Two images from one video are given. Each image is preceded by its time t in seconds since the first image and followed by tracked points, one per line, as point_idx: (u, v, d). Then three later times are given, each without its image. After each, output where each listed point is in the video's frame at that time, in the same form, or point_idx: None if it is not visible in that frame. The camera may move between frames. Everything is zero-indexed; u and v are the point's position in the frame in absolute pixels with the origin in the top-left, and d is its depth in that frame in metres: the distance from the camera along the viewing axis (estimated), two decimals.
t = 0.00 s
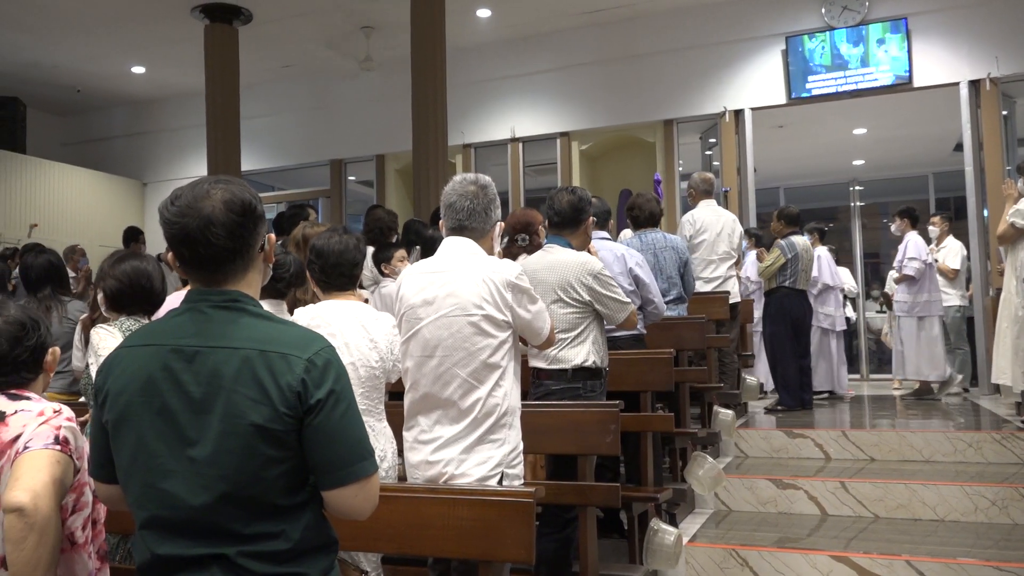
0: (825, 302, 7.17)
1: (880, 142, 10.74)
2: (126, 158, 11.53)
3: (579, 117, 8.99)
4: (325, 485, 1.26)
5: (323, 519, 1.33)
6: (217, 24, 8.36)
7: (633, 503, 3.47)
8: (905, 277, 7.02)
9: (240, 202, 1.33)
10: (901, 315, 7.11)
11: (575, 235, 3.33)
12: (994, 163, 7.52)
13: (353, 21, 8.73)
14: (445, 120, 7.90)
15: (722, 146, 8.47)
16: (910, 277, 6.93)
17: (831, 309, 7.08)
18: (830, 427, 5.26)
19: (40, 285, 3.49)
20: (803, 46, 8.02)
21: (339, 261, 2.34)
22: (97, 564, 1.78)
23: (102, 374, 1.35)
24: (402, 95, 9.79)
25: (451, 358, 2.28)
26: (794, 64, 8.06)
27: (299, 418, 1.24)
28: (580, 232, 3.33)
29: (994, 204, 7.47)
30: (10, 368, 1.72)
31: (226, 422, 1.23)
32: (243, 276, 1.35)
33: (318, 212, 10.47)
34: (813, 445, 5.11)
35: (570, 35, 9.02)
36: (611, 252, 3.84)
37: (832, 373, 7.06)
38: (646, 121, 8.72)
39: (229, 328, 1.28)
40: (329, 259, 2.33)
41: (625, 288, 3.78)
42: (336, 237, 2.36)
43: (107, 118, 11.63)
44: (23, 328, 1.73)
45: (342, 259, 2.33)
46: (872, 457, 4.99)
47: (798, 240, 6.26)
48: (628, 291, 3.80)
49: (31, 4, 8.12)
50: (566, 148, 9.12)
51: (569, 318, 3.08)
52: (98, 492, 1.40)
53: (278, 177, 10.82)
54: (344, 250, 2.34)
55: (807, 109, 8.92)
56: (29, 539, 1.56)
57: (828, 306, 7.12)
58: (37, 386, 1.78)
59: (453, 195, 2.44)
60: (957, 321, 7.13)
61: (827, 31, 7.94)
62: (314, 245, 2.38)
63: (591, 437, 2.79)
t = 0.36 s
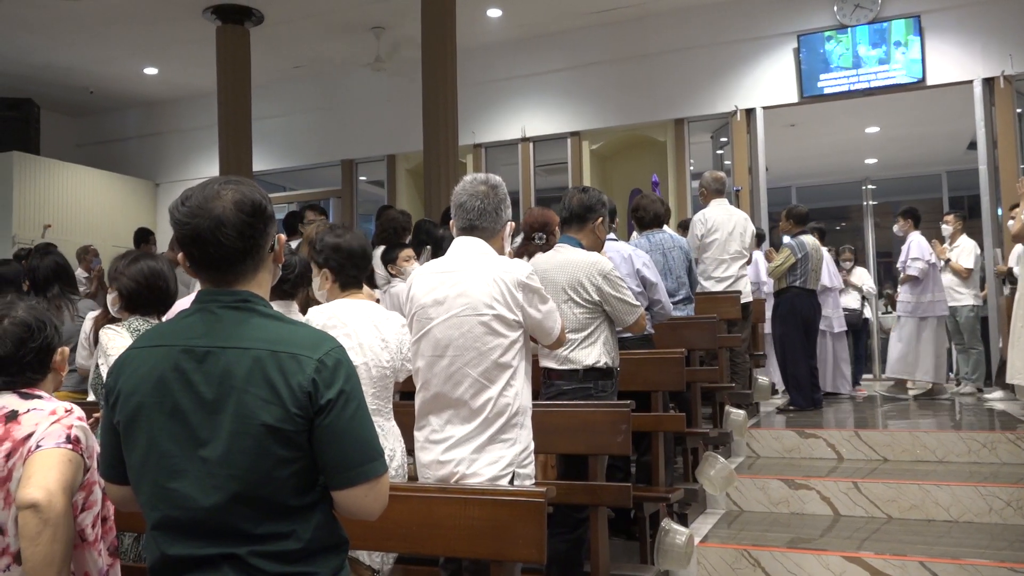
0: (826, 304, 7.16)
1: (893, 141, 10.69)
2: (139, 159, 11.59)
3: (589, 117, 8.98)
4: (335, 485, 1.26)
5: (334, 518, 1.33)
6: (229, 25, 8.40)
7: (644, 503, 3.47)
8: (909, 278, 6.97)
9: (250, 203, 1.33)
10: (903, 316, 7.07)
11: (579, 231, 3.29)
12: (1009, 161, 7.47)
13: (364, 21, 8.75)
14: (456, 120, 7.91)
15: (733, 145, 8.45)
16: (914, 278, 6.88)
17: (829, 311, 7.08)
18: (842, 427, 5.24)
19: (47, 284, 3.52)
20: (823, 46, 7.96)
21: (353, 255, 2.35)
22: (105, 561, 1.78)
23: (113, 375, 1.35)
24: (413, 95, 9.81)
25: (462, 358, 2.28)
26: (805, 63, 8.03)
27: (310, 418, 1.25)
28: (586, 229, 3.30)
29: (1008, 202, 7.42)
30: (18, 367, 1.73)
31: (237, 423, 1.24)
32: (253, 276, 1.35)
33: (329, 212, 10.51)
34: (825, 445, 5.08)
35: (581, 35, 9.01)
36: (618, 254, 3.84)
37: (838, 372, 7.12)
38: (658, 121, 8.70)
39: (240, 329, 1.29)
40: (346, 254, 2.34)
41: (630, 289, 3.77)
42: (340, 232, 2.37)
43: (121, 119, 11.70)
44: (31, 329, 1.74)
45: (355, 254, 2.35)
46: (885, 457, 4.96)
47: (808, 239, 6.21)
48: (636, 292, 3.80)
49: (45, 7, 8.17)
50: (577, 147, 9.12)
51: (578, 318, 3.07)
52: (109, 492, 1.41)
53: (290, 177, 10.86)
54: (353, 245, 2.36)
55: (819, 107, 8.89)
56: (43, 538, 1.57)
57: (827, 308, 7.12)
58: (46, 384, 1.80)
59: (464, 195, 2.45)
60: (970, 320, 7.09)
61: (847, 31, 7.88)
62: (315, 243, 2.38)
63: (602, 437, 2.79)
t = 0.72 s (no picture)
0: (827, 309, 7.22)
1: (904, 140, 10.64)
2: (150, 159, 11.64)
3: (599, 116, 8.97)
4: (345, 485, 1.27)
5: (344, 518, 1.34)
6: (240, 26, 8.43)
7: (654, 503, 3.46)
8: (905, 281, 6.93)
9: (262, 203, 1.34)
10: (901, 318, 7.02)
11: (585, 228, 3.26)
12: (1021, 160, 7.42)
13: (374, 22, 8.77)
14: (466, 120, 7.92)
15: (743, 145, 8.42)
16: (910, 280, 6.86)
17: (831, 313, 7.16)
18: (854, 427, 5.22)
19: (59, 284, 3.53)
20: (844, 44, 7.89)
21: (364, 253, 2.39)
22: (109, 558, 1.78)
23: (125, 375, 1.36)
24: (423, 96, 9.82)
25: (472, 358, 2.28)
26: (816, 62, 7.99)
27: (320, 418, 1.25)
28: (592, 226, 3.26)
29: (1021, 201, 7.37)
30: (24, 363, 1.75)
31: (248, 422, 1.24)
32: (264, 277, 1.36)
33: (340, 212, 10.54)
34: (837, 445, 5.06)
35: (590, 34, 9.01)
36: (625, 253, 3.81)
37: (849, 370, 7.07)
38: (668, 120, 8.69)
39: (252, 328, 1.29)
40: (360, 253, 2.37)
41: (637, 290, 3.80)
42: (345, 231, 2.40)
43: (132, 120, 11.76)
44: (37, 327, 1.77)
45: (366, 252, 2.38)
46: (897, 458, 4.93)
47: (821, 239, 6.20)
48: (644, 293, 3.81)
49: (57, 9, 8.23)
50: (587, 147, 9.12)
51: (584, 318, 3.07)
52: (120, 492, 1.42)
53: (300, 177, 10.89)
54: (363, 244, 2.39)
55: (830, 107, 8.85)
56: (53, 532, 1.57)
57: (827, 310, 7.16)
58: (51, 381, 1.81)
59: (473, 195, 2.45)
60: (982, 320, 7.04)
61: (870, 27, 7.79)
62: (318, 245, 2.39)
63: (612, 436, 2.78)
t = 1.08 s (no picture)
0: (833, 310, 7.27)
1: (916, 139, 10.58)
2: (161, 160, 11.69)
3: (608, 116, 8.96)
4: (355, 486, 1.27)
5: (355, 519, 1.34)
6: (250, 27, 8.46)
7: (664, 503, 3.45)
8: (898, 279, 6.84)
9: (274, 204, 1.34)
10: (896, 318, 6.91)
11: (592, 227, 3.26)
12: None
13: (384, 22, 8.78)
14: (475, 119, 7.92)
15: (753, 144, 8.39)
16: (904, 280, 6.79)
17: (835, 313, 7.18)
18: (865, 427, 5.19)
19: (71, 285, 3.55)
20: (861, 41, 7.83)
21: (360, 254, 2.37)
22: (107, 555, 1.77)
23: (138, 374, 1.37)
24: (432, 96, 9.84)
25: (481, 358, 2.28)
26: (826, 60, 7.96)
27: (331, 419, 1.25)
28: (599, 225, 3.26)
29: None
30: (29, 362, 1.76)
31: (260, 422, 1.25)
32: (276, 277, 1.37)
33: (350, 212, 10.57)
34: (848, 446, 5.05)
35: (600, 33, 9.00)
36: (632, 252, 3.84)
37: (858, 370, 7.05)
38: (677, 120, 8.68)
39: (264, 329, 1.30)
40: (356, 254, 2.36)
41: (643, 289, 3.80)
42: (343, 229, 2.36)
43: (144, 121, 11.82)
44: (46, 329, 1.79)
45: (360, 254, 2.36)
46: (908, 458, 4.91)
47: (834, 239, 6.16)
48: (651, 292, 3.82)
49: (69, 10, 8.27)
50: (596, 147, 9.11)
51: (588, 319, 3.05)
52: (133, 490, 1.43)
53: (310, 178, 10.93)
54: (359, 244, 2.37)
55: (841, 105, 8.82)
56: (63, 529, 1.58)
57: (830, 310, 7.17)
58: (55, 383, 1.82)
59: (480, 195, 2.45)
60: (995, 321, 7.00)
61: (887, 23, 7.73)
62: (315, 242, 2.36)
63: (623, 437, 2.78)
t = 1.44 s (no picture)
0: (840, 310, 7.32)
1: (927, 137, 10.53)
2: (172, 160, 11.74)
3: (618, 115, 8.95)
4: (367, 486, 1.27)
5: (367, 518, 1.34)
6: (260, 28, 8.49)
7: (674, 503, 3.45)
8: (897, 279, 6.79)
9: (288, 205, 1.35)
10: (895, 319, 6.89)
11: (603, 228, 3.26)
12: None
13: (393, 22, 8.80)
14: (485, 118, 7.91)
15: (764, 143, 8.37)
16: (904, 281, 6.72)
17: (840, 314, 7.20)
18: (876, 427, 5.17)
19: (85, 285, 3.57)
20: (884, 39, 7.74)
21: (374, 255, 2.33)
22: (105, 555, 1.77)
23: (151, 374, 1.38)
24: (441, 95, 9.85)
25: (491, 358, 2.28)
26: (837, 58, 7.92)
27: (344, 419, 1.26)
28: (609, 226, 3.26)
29: None
30: (21, 366, 1.75)
31: (273, 421, 1.25)
32: (290, 277, 1.37)
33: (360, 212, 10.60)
34: (859, 446, 5.02)
35: (608, 33, 8.99)
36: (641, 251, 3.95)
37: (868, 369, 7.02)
38: (687, 119, 8.66)
39: (277, 329, 1.30)
40: (365, 256, 2.31)
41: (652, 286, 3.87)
42: (363, 228, 2.33)
43: (154, 122, 11.87)
44: (38, 332, 1.78)
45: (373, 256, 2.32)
46: (920, 459, 4.89)
47: (846, 239, 6.14)
48: (661, 288, 3.89)
49: (81, 12, 8.33)
50: (606, 146, 9.10)
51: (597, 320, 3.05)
52: (147, 488, 1.43)
53: (320, 178, 10.96)
54: (372, 246, 2.32)
55: (853, 104, 8.78)
56: (63, 533, 1.58)
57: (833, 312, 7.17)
58: (50, 386, 1.83)
59: (490, 195, 2.45)
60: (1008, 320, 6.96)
61: (911, 22, 7.65)
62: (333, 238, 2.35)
63: (633, 436, 2.77)
